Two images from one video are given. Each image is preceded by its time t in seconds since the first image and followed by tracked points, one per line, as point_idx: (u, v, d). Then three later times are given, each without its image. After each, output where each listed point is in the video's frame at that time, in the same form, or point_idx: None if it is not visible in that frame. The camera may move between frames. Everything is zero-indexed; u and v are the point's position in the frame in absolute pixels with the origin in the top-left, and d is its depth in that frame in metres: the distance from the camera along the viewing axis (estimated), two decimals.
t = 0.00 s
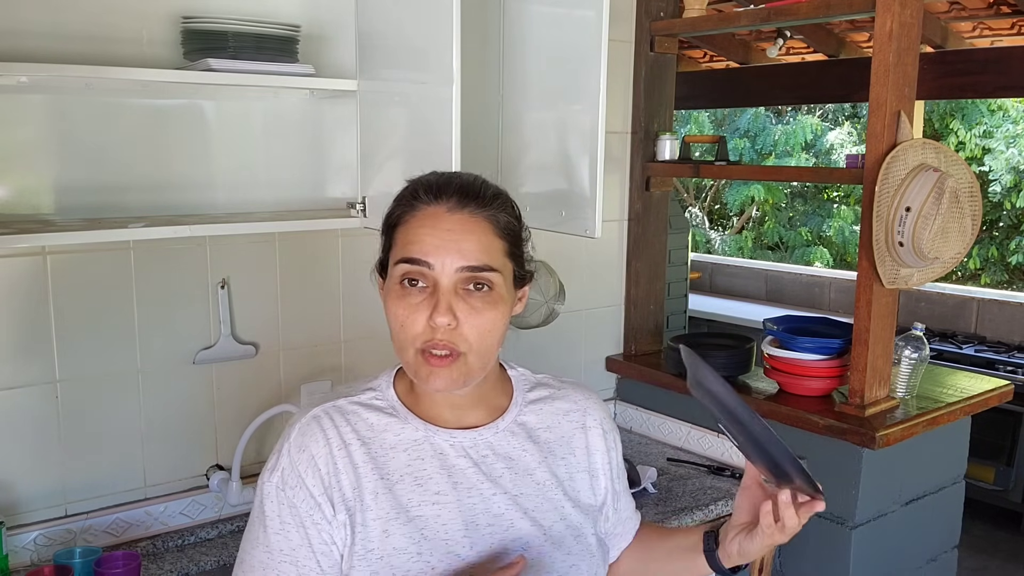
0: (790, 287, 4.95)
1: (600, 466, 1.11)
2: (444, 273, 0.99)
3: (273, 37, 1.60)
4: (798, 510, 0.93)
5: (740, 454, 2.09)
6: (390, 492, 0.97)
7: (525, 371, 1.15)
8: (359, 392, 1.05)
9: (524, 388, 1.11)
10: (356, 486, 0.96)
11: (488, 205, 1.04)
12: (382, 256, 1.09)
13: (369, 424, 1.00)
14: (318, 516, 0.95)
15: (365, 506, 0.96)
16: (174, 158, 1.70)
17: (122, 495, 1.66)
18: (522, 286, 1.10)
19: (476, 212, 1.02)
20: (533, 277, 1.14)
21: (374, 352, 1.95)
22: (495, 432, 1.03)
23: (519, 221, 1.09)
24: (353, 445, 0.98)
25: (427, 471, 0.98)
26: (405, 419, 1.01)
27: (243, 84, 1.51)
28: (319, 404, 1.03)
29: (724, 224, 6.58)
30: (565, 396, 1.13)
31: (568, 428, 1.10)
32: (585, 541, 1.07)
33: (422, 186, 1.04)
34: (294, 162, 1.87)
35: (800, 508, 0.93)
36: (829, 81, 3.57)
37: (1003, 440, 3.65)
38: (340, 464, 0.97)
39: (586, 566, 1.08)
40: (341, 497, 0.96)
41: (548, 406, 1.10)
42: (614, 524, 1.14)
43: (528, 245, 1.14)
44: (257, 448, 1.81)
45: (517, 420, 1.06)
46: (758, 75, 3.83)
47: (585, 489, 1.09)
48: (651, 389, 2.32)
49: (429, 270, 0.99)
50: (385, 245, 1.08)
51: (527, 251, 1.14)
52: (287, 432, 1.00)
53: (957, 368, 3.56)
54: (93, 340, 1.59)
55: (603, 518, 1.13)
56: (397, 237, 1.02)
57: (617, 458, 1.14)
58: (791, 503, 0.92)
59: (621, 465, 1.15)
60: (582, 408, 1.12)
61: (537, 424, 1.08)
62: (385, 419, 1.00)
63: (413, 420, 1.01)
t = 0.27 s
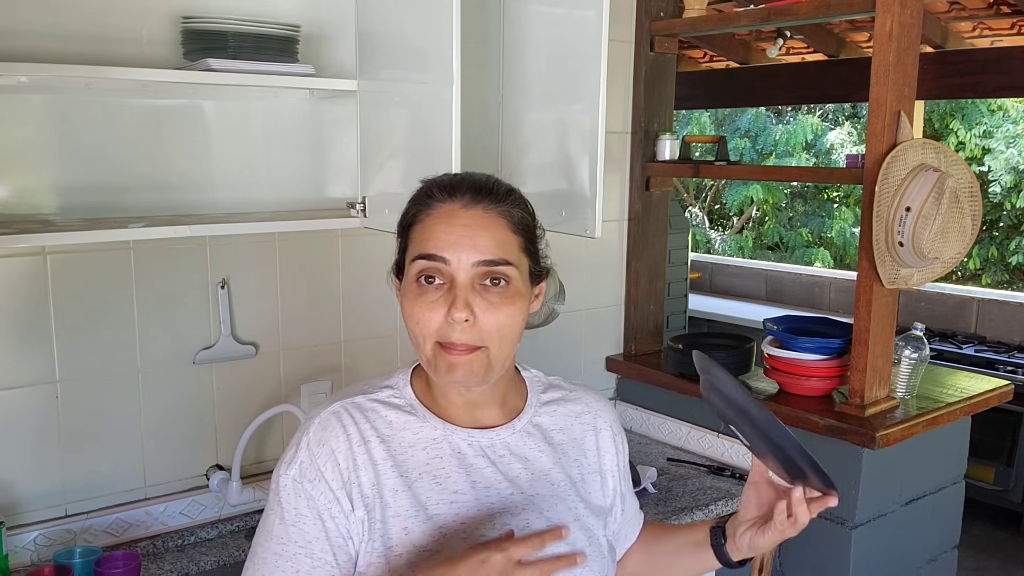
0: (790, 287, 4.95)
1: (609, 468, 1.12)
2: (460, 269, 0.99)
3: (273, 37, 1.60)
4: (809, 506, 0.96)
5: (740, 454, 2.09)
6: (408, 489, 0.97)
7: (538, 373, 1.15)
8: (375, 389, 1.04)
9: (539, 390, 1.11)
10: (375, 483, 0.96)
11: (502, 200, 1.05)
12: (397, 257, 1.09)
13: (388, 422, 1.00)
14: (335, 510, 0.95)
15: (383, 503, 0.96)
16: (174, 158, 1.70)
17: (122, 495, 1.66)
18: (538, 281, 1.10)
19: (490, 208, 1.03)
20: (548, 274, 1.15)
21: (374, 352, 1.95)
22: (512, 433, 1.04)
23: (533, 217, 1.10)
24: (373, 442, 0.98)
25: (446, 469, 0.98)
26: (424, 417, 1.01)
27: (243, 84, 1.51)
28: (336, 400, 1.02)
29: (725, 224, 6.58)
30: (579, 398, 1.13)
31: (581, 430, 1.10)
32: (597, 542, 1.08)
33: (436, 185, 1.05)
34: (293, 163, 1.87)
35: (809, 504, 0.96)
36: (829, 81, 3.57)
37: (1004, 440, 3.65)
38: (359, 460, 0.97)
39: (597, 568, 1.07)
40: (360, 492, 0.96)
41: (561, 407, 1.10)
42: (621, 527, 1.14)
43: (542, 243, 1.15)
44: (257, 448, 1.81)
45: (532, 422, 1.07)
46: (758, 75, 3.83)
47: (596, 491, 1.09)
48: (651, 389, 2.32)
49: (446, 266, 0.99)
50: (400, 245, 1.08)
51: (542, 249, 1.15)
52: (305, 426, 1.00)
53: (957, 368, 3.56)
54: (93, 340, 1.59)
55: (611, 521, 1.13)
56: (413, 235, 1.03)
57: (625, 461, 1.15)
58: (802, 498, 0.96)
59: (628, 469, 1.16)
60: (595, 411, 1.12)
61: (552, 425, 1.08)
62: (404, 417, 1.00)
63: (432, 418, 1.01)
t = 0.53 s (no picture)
0: (790, 287, 4.95)
1: (616, 468, 1.11)
2: (475, 275, 0.99)
3: (273, 37, 1.60)
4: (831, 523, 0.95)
5: (741, 454, 2.09)
6: (412, 487, 0.97)
7: (543, 374, 1.15)
8: (381, 388, 1.05)
9: (545, 390, 1.11)
10: (378, 480, 0.96)
11: (511, 205, 1.05)
12: (401, 260, 1.09)
13: (393, 420, 1.00)
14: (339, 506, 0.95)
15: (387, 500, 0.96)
16: (174, 158, 1.70)
17: (122, 495, 1.66)
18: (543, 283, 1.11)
19: (500, 213, 1.03)
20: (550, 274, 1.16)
21: (374, 352, 1.95)
22: (515, 432, 1.03)
23: (539, 220, 1.10)
24: (378, 440, 0.98)
25: (450, 467, 0.98)
26: (428, 416, 1.01)
27: (243, 84, 1.51)
28: (344, 398, 1.03)
29: (725, 224, 6.58)
30: (585, 398, 1.12)
31: (587, 429, 1.10)
32: (602, 542, 1.07)
33: (443, 190, 1.04)
34: (293, 163, 1.87)
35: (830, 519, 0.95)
36: (829, 81, 3.57)
37: (1004, 440, 3.65)
38: (364, 457, 0.97)
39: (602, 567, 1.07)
40: (363, 489, 0.96)
41: (566, 407, 1.10)
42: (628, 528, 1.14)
43: (545, 244, 1.15)
44: (257, 448, 1.81)
45: (537, 421, 1.06)
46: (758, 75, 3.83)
47: (602, 491, 1.09)
48: (651, 389, 2.32)
49: (460, 272, 0.99)
50: (405, 250, 1.07)
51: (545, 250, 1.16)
52: (312, 423, 1.01)
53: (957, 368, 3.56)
54: (93, 340, 1.59)
55: (617, 521, 1.13)
56: (423, 242, 1.02)
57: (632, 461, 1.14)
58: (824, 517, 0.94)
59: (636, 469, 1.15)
60: (600, 411, 1.12)
61: (557, 424, 1.08)
62: (408, 415, 1.00)
63: (436, 417, 1.01)
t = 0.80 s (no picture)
0: (790, 287, 4.95)
1: (617, 469, 1.11)
2: (491, 266, 1.00)
3: (273, 37, 1.60)
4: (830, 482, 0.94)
5: (741, 454, 2.09)
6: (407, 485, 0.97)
7: (543, 374, 1.15)
8: (380, 388, 1.06)
9: (544, 390, 1.11)
10: (374, 478, 0.97)
11: (523, 202, 1.06)
12: (407, 256, 1.09)
13: (390, 418, 1.01)
14: (333, 502, 0.96)
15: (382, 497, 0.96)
16: (173, 158, 1.70)
17: (122, 495, 1.66)
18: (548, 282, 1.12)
19: (514, 207, 1.04)
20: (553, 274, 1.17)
21: (374, 352, 1.95)
22: (512, 430, 1.04)
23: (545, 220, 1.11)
24: (374, 438, 0.99)
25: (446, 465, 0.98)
26: (426, 415, 1.01)
27: (242, 84, 1.51)
28: (343, 397, 1.04)
29: (725, 224, 6.59)
30: (585, 398, 1.13)
31: (587, 429, 1.09)
32: (601, 543, 1.06)
33: (456, 185, 1.05)
34: (293, 163, 1.87)
35: (831, 479, 0.94)
36: (829, 81, 3.57)
37: (1004, 440, 3.65)
38: (359, 454, 0.98)
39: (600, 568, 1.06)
40: (358, 486, 0.97)
41: (565, 406, 1.10)
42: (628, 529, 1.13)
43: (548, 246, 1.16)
44: (257, 448, 1.81)
45: (536, 420, 1.06)
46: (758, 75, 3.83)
47: (602, 490, 1.08)
48: (651, 389, 2.32)
49: (476, 263, 1.00)
50: (413, 244, 1.07)
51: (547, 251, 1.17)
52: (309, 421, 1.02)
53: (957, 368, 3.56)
54: (93, 340, 1.59)
55: (617, 522, 1.12)
56: (436, 234, 1.02)
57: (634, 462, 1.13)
58: (817, 476, 0.93)
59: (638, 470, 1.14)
60: (600, 410, 1.12)
61: (556, 424, 1.08)
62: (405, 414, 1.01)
63: (434, 416, 1.01)
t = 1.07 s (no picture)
0: (790, 287, 4.95)
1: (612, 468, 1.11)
2: (489, 275, 1.00)
3: (273, 37, 1.60)
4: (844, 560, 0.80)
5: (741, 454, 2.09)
6: (401, 487, 0.97)
7: (540, 373, 1.15)
8: (374, 390, 1.06)
9: (540, 389, 1.11)
10: (367, 481, 0.97)
11: (523, 209, 1.05)
12: (404, 257, 1.08)
13: (384, 421, 1.01)
14: (327, 506, 0.96)
15: (376, 500, 0.96)
16: (173, 158, 1.70)
17: (122, 495, 1.66)
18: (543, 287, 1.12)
19: (513, 214, 1.03)
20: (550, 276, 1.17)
21: (374, 352, 1.95)
22: (507, 430, 1.03)
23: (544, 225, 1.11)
24: (368, 441, 0.99)
25: (439, 467, 0.99)
26: (420, 416, 1.01)
27: (243, 84, 1.51)
28: (337, 400, 1.04)
29: (725, 224, 6.59)
30: (580, 398, 1.12)
31: (581, 429, 1.10)
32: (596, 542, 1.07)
33: (457, 188, 1.04)
34: (293, 163, 1.87)
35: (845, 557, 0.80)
36: (829, 81, 3.57)
37: (1004, 440, 3.65)
38: (352, 458, 0.98)
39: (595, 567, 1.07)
40: (352, 489, 0.97)
41: (561, 406, 1.10)
42: (624, 527, 1.14)
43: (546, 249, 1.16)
44: (257, 448, 1.81)
45: (531, 420, 1.06)
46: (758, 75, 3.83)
47: (597, 490, 1.09)
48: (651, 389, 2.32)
49: (473, 271, 0.99)
50: (411, 245, 1.07)
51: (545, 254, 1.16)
52: (303, 425, 1.02)
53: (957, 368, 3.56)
54: (93, 340, 1.59)
55: (614, 520, 1.12)
56: (435, 239, 1.02)
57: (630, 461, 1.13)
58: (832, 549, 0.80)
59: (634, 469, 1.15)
60: (596, 410, 1.12)
61: (551, 424, 1.08)
62: (399, 416, 1.01)
63: (427, 416, 1.01)
